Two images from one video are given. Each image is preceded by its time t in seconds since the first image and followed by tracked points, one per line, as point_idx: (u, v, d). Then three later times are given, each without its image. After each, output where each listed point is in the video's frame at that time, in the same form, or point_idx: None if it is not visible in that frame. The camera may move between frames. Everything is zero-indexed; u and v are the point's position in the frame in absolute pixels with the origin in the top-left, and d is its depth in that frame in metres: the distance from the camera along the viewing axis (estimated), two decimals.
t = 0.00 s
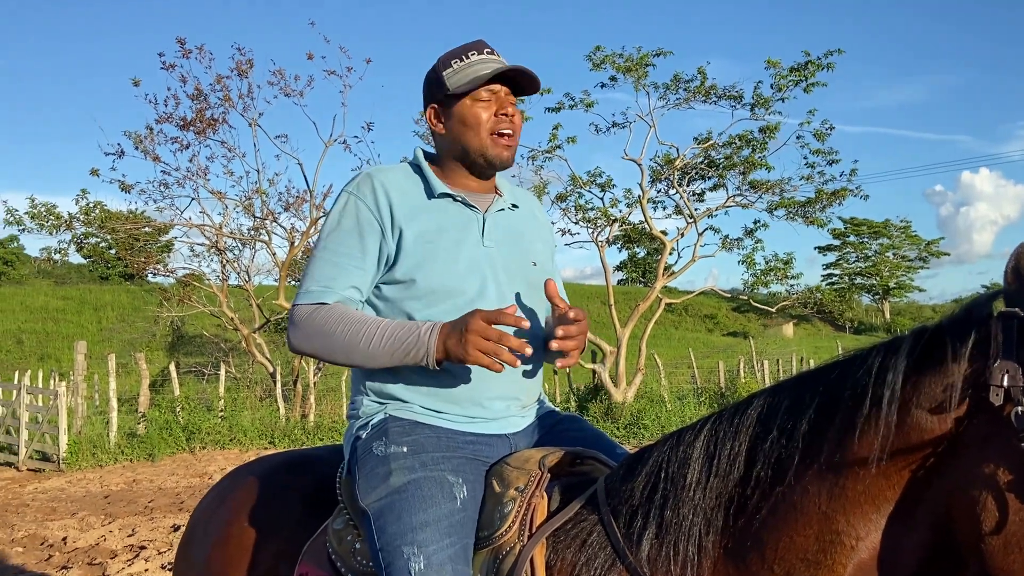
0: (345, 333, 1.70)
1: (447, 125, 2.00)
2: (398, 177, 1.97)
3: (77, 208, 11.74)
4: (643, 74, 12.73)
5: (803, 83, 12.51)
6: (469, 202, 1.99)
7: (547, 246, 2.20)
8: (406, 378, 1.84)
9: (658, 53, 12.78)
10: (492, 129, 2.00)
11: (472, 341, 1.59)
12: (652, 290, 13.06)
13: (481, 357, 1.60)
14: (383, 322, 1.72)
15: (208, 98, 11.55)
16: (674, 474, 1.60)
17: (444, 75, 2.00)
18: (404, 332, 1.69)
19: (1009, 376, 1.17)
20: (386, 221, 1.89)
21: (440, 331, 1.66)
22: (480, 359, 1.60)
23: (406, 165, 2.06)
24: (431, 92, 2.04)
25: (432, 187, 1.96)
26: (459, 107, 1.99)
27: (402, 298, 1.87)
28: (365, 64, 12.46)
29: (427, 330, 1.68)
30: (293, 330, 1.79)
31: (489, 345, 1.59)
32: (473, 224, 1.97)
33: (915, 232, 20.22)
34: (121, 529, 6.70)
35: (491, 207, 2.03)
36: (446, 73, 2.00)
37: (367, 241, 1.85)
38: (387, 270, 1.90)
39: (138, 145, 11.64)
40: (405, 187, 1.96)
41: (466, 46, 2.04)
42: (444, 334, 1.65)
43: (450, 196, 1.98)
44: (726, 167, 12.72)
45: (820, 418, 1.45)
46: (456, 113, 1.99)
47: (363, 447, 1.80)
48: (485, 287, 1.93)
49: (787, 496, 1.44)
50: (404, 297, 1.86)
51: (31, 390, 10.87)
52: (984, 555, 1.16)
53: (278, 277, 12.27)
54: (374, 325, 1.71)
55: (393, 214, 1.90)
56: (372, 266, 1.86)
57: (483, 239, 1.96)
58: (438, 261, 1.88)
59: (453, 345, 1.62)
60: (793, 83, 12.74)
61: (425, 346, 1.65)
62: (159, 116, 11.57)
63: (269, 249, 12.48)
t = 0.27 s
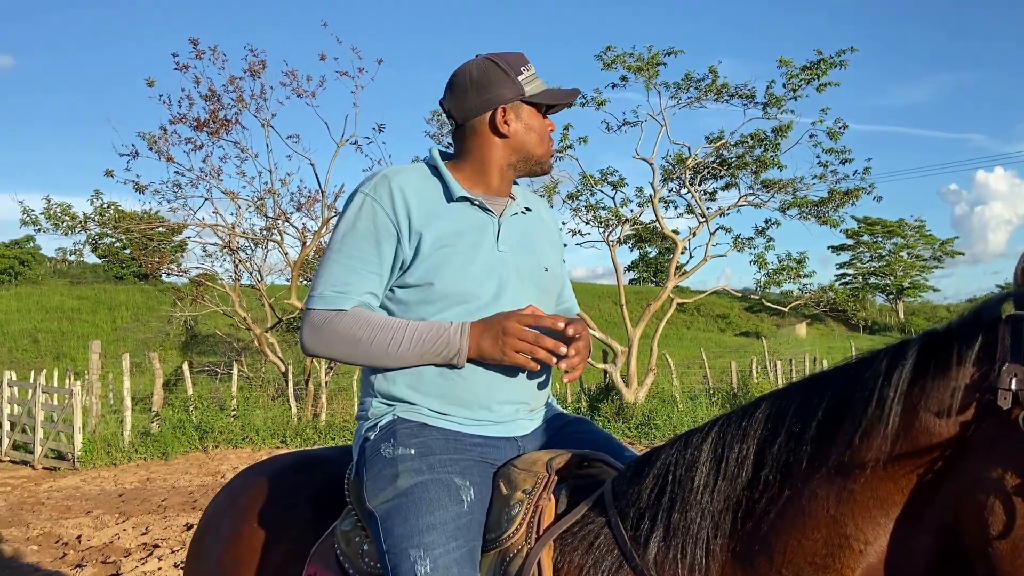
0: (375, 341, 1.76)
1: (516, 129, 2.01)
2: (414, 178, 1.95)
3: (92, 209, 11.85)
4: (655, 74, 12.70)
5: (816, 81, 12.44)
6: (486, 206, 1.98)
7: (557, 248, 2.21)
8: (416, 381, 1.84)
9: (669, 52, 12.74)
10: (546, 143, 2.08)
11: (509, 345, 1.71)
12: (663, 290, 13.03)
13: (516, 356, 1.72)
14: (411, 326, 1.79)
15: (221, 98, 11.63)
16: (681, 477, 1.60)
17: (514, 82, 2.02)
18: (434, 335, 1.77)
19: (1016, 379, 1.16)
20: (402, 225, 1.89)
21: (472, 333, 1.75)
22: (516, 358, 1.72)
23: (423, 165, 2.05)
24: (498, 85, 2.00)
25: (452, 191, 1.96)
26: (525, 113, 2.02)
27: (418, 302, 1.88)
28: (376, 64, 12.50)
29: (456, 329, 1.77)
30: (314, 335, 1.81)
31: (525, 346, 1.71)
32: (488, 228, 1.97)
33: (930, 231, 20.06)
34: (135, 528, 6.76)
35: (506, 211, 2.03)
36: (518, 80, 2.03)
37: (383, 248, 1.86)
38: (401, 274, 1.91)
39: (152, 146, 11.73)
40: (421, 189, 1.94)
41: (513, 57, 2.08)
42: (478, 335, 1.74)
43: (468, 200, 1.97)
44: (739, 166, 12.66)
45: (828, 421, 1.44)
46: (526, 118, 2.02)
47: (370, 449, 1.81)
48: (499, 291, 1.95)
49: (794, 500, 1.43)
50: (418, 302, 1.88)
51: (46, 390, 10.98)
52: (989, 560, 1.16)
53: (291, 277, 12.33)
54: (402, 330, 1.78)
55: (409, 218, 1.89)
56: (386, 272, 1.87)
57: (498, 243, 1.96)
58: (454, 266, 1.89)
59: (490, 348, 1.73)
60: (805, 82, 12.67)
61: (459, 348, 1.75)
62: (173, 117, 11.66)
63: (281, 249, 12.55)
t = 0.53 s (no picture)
0: (401, 337, 1.74)
1: (527, 127, 2.00)
2: (428, 175, 1.94)
3: (102, 209, 11.92)
4: (663, 72, 12.66)
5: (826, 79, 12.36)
6: (498, 204, 1.98)
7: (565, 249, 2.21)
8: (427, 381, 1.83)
9: (678, 50, 12.69)
10: (555, 143, 2.08)
11: (540, 343, 1.73)
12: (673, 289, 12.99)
13: (544, 355, 1.74)
14: (436, 321, 1.77)
15: (230, 99, 11.66)
16: (689, 480, 1.59)
17: (527, 79, 2.02)
18: (461, 331, 1.76)
19: None
20: (418, 222, 1.87)
21: (500, 329, 1.76)
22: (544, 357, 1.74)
23: (434, 161, 2.03)
24: (509, 83, 2.00)
25: (466, 189, 1.95)
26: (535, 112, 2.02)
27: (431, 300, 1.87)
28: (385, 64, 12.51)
29: (483, 324, 1.77)
30: (332, 330, 1.77)
31: (553, 346, 1.73)
32: (501, 228, 1.97)
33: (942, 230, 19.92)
34: (144, 527, 6.79)
35: (517, 210, 2.03)
36: (530, 78, 2.03)
37: (403, 242, 1.84)
38: (415, 272, 1.89)
39: (162, 146, 11.79)
40: (438, 186, 1.94)
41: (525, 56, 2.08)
42: (505, 331, 1.76)
43: (481, 198, 1.96)
44: (749, 165, 12.60)
45: (839, 423, 1.43)
46: (537, 118, 2.02)
47: (377, 449, 1.80)
48: (513, 291, 1.94)
49: (804, 504, 1.42)
50: (432, 300, 1.86)
51: (57, 390, 11.04)
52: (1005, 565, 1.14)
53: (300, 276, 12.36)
54: (428, 326, 1.77)
55: (425, 215, 1.88)
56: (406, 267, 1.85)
57: (511, 242, 1.96)
58: (468, 264, 1.88)
59: (518, 346, 1.74)
60: (816, 80, 12.60)
61: (487, 344, 1.76)
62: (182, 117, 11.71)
63: (290, 249, 12.59)
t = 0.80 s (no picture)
0: (411, 337, 1.74)
1: (527, 124, 2.00)
2: (432, 174, 1.94)
3: (107, 209, 11.95)
4: (669, 71, 12.63)
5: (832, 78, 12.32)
6: (503, 202, 1.97)
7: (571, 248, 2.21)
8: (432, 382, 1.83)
9: (684, 49, 12.67)
10: (558, 139, 2.06)
11: (550, 341, 1.73)
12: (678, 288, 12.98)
13: (554, 353, 1.74)
14: (445, 321, 1.77)
15: (235, 98, 11.68)
16: (699, 482, 1.59)
17: (528, 74, 2.01)
18: (471, 330, 1.76)
19: None
20: (423, 221, 1.86)
21: (509, 327, 1.76)
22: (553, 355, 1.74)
23: (437, 159, 2.02)
24: (511, 80, 1.99)
25: (468, 187, 1.93)
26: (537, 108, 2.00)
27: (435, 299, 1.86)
28: (389, 64, 12.54)
29: (493, 324, 1.78)
30: (338, 332, 1.76)
31: (564, 343, 1.73)
32: (506, 226, 1.96)
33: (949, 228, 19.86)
34: (150, 526, 6.81)
35: (523, 208, 2.03)
36: (532, 72, 2.01)
37: (408, 241, 1.84)
38: (421, 271, 1.88)
39: (167, 146, 11.81)
40: (442, 186, 1.93)
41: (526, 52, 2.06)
42: (515, 329, 1.76)
43: (485, 197, 1.95)
44: (754, 164, 12.57)
45: (850, 425, 1.43)
46: (539, 114, 2.00)
47: (382, 450, 1.80)
48: (518, 289, 1.94)
49: (816, 507, 1.41)
50: (437, 300, 1.86)
51: (62, 389, 11.08)
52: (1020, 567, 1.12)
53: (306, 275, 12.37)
54: (436, 326, 1.76)
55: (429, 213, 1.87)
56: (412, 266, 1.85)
57: (516, 240, 1.95)
58: (473, 263, 1.88)
59: (529, 344, 1.75)
60: (822, 78, 12.56)
61: (497, 343, 1.76)
62: (188, 117, 11.73)
63: (296, 248, 12.61)
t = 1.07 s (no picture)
0: (382, 337, 1.75)
1: (491, 135, 1.98)
2: (419, 181, 1.98)
3: (109, 208, 11.97)
4: (671, 70, 12.61)
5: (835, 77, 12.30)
6: (491, 206, 2.00)
7: (569, 252, 2.21)
8: (425, 386, 1.84)
9: (686, 48, 12.65)
10: (534, 146, 2.00)
11: (520, 341, 1.71)
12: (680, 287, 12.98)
13: (526, 354, 1.71)
14: (418, 321, 1.78)
15: (237, 98, 11.69)
16: (697, 486, 1.60)
17: (493, 82, 1.97)
18: (443, 330, 1.76)
19: None
20: (407, 226, 1.90)
21: (482, 328, 1.74)
22: (525, 356, 1.71)
23: (426, 166, 2.08)
24: (474, 89, 1.99)
25: (455, 192, 1.98)
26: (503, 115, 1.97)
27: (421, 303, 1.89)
28: (390, 63, 12.56)
29: (465, 324, 1.76)
30: (315, 333, 1.80)
31: (536, 344, 1.71)
32: (495, 230, 1.98)
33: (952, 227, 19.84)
34: (153, 527, 6.82)
35: (513, 211, 2.04)
36: (498, 80, 1.96)
37: (388, 245, 1.88)
38: (408, 276, 1.91)
39: (169, 146, 11.82)
40: (427, 191, 1.97)
41: (506, 54, 2.03)
42: (487, 330, 1.74)
43: (472, 201, 1.99)
44: (757, 163, 12.55)
45: (848, 430, 1.43)
46: (505, 123, 1.97)
47: (382, 453, 1.81)
48: (508, 292, 1.94)
49: (814, 510, 1.42)
50: (424, 304, 1.88)
51: (65, 389, 11.10)
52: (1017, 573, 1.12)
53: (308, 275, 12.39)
54: (409, 326, 1.77)
55: (413, 219, 1.91)
56: (392, 272, 1.88)
57: (504, 244, 1.96)
58: (460, 266, 1.90)
59: (500, 344, 1.72)
60: (824, 77, 12.54)
61: (467, 344, 1.74)
62: (190, 117, 11.74)
63: (298, 248, 12.63)
